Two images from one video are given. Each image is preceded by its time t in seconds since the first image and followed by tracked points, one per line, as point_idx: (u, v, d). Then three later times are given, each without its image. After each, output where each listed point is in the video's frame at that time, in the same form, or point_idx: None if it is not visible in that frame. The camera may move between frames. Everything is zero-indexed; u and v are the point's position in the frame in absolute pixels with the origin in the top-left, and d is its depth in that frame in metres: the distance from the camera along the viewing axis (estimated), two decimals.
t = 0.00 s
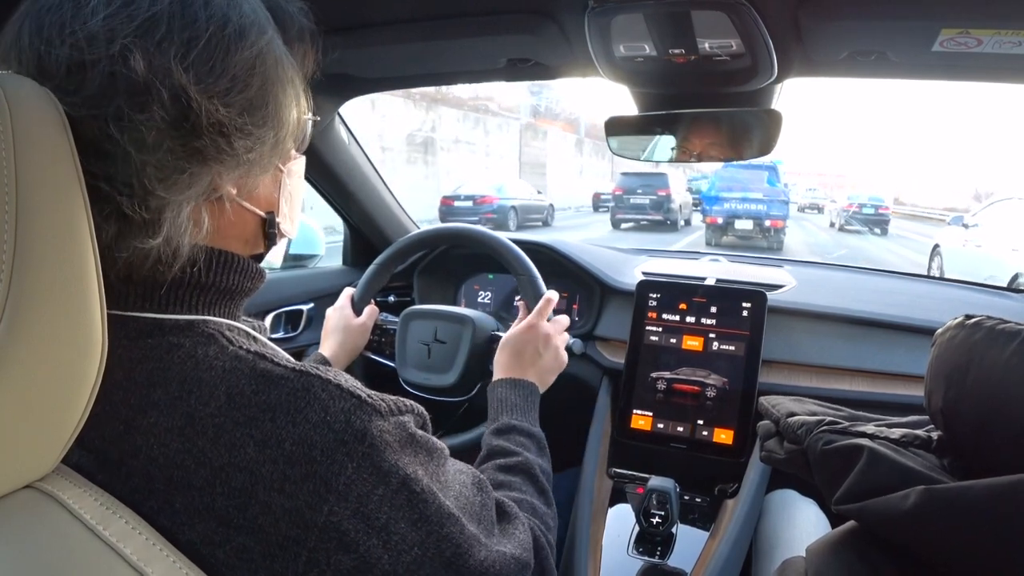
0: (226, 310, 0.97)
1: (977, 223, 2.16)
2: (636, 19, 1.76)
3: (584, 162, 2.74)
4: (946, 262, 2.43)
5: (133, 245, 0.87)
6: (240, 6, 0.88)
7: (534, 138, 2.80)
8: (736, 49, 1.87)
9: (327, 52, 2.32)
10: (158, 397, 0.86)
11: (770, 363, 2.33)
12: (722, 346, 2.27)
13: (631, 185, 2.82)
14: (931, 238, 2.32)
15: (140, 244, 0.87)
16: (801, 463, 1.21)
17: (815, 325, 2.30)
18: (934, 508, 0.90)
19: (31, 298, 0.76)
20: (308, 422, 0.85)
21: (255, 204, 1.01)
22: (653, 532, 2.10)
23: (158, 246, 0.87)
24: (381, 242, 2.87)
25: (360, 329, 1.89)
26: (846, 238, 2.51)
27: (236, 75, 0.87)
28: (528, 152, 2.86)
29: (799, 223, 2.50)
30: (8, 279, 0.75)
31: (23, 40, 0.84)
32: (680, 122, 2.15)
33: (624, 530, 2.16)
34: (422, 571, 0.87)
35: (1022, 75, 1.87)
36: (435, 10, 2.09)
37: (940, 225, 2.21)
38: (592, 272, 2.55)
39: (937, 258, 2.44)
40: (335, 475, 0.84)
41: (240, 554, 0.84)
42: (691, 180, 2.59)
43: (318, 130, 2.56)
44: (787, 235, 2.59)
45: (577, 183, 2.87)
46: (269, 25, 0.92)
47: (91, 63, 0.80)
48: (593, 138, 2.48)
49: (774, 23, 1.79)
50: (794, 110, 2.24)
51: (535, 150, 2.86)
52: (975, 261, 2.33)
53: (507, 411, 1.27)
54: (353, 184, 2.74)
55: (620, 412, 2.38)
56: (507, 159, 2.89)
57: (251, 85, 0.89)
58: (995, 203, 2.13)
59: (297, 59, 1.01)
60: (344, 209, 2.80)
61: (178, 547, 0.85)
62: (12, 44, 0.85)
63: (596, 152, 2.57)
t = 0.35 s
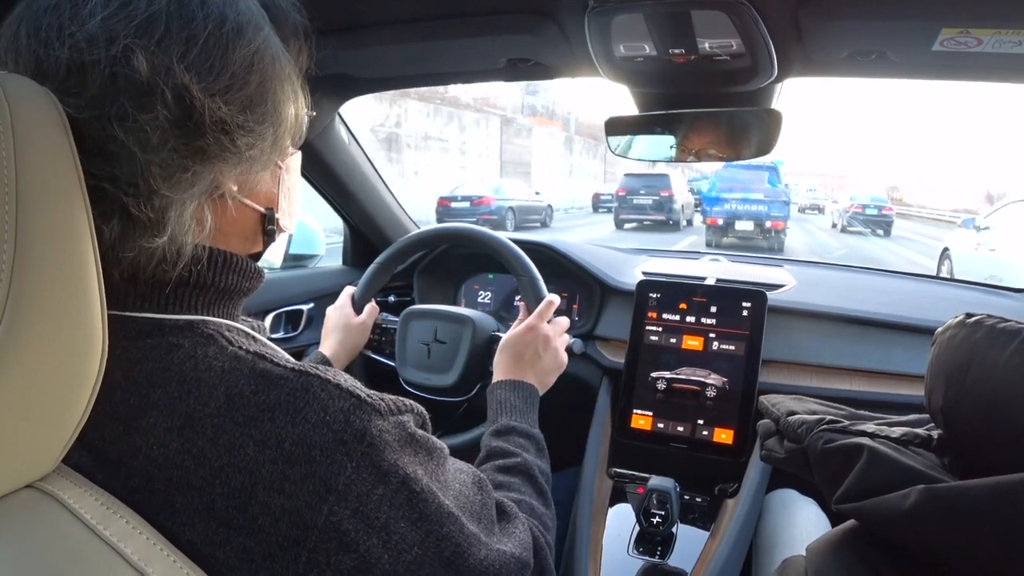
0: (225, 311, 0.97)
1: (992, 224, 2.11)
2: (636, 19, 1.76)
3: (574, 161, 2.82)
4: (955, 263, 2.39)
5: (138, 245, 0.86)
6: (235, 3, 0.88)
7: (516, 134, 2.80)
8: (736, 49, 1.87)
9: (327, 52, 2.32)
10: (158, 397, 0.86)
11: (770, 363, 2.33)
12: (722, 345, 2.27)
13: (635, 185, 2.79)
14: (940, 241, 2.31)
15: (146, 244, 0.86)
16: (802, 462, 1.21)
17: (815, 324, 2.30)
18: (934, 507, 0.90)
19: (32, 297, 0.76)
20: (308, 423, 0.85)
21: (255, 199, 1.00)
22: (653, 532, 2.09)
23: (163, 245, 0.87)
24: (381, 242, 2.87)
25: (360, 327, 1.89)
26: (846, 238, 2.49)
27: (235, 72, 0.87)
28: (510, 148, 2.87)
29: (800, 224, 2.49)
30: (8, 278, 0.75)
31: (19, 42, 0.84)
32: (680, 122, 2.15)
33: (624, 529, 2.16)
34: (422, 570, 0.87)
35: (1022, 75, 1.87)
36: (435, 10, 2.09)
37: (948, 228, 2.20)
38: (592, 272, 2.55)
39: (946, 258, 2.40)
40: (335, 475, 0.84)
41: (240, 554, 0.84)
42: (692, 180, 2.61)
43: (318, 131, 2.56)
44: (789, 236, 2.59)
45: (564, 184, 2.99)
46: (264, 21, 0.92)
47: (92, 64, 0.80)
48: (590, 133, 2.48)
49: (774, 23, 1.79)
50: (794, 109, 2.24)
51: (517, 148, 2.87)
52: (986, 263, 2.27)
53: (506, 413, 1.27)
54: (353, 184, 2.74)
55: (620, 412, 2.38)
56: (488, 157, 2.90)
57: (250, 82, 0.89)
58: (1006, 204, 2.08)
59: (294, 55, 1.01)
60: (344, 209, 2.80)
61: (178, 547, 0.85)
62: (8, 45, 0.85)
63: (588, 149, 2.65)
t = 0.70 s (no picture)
0: (223, 310, 0.97)
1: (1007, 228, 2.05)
2: (636, 21, 1.76)
3: (563, 159, 2.85)
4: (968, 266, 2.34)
5: (135, 253, 0.87)
6: (227, 3, 0.88)
7: (496, 129, 2.84)
8: (736, 51, 1.87)
9: (326, 53, 2.32)
10: (155, 399, 0.86)
11: (770, 365, 2.33)
12: (721, 347, 2.27)
13: (638, 185, 2.77)
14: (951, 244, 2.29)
15: (143, 252, 0.87)
16: (801, 464, 1.21)
17: (815, 326, 2.30)
18: (933, 509, 0.90)
19: (32, 299, 0.76)
20: (306, 425, 0.85)
21: (251, 200, 1.00)
22: (652, 534, 2.09)
23: (159, 252, 0.87)
24: (381, 243, 2.87)
25: (360, 328, 1.89)
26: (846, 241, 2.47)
27: (228, 76, 0.86)
28: (490, 146, 2.91)
29: (800, 224, 2.48)
30: (8, 279, 0.75)
31: (10, 46, 0.84)
32: (681, 123, 2.14)
33: (623, 531, 2.16)
34: (421, 572, 0.87)
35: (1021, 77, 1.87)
36: (435, 11, 2.09)
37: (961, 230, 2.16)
38: (591, 273, 2.55)
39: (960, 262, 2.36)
40: (333, 477, 0.84)
41: (239, 556, 0.84)
42: (692, 181, 2.61)
43: (318, 131, 2.57)
44: (790, 237, 2.59)
45: (552, 183, 2.99)
46: (258, 21, 0.91)
47: (86, 71, 0.80)
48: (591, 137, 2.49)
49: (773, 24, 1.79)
50: (793, 111, 2.24)
51: (496, 144, 2.91)
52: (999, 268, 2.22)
53: (506, 415, 1.27)
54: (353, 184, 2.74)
55: (620, 414, 2.38)
56: (463, 155, 2.91)
57: (243, 85, 0.88)
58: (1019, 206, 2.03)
59: (288, 54, 1.00)
60: (343, 210, 2.80)
61: (176, 547, 0.85)
62: None
63: (579, 146, 2.69)
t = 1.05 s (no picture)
0: (220, 310, 0.97)
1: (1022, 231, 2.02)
2: (636, 21, 1.76)
3: (549, 156, 2.84)
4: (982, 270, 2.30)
5: (130, 266, 0.87)
6: (218, 6, 0.87)
7: (472, 124, 2.80)
8: (736, 50, 1.87)
9: (327, 53, 2.32)
10: (153, 401, 0.86)
11: (770, 365, 2.33)
12: (721, 347, 2.27)
13: (641, 185, 2.77)
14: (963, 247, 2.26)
15: (137, 264, 0.87)
16: (801, 465, 1.21)
17: (815, 326, 2.30)
18: (933, 509, 0.90)
19: (36, 297, 0.76)
20: (304, 426, 0.85)
21: (245, 201, 1.00)
22: (652, 534, 2.09)
23: (155, 262, 0.87)
24: (381, 243, 2.88)
25: (360, 329, 1.89)
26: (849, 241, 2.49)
27: (220, 83, 0.86)
28: (466, 141, 2.87)
29: (801, 224, 2.48)
30: (8, 280, 0.75)
31: None
32: (688, 122, 2.14)
33: (624, 531, 2.16)
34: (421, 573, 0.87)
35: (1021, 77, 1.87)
36: (435, 11, 2.09)
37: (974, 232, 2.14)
38: (592, 273, 2.56)
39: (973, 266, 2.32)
40: (332, 478, 0.84)
41: (238, 558, 0.84)
42: (693, 180, 2.60)
43: (318, 131, 2.57)
44: (791, 237, 2.58)
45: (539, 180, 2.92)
46: (250, 23, 0.90)
47: (77, 82, 0.80)
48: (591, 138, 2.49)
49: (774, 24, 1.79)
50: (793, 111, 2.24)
51: (472, 139, 2.87)
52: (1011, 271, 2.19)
53: (506, 415, 1.27)
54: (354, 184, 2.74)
55: (620, 414, 2.38)
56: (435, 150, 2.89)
57: (236, 92, 0.88)
58: None
59: (281, 53, 1.00)
60: (343, 209, 2.80)
61: (175, 547, 0.85)
62: None
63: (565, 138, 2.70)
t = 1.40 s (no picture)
0: (221, 311, 0.97)
1: None
2: (636, 21, 1.76)
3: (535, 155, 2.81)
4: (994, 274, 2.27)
5: (133, 263, 0.87)
6: (218, 4, 0.87)
7: (444, 116, 2.81)
8: (736, 51, 1.87)
9: (327, 53, 2.32)
10: (153, 401, 0.86)
11: (770, 365, 2.33)
12: (721, 347, 2.27)
13: (643, 185, 2.68)
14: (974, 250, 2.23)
15: (141, 260, 0.87)
16: (800, 464, 1.21)
17: (815, 326, 2.30)
18: (932, 509, 0.90)
19: (35, 298, 0.76)
20: (305, 426, 0.85)
21: (246, 199, 1.00)
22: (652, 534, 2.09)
23: (157, 259, 0.87)
24: (381, 243, 2.88)
25: (360, 329, 1.89)
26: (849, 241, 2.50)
27: (221, 79, 0.86)
28: (438, 136, 2.84)
29: (801, 224, 2.49)
30: (8, 279, 0.75)
31: None
32: (687, 122, 2.14)
33: (624, 531, 2.16)
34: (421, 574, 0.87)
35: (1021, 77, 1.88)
36: (435, 11, 2.09)
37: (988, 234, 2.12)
38: (591, 273, 2.56)
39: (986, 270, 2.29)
40: (332, 479, 0.84)
41: (238, 558, 0.84)
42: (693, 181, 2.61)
43: (318, 131, 2.57)
44: (790, 237, 2.58)
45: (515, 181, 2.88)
46: (249, 20, 0.91)
47: (79, 79, 0.81)
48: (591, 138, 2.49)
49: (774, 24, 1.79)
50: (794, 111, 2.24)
51: (445, 135, 2.84)
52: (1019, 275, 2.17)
53: (506, 416, 1.27)
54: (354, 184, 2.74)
55: (620, 414, 2.38)
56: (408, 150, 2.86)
57: (237, 88, 0.88)
58: None
59: (279, 50, 1.00)
60: (343, 209, 2.80)
61: (175, 547, 0.85)
62: None
63: (552, 135, 2.71)
